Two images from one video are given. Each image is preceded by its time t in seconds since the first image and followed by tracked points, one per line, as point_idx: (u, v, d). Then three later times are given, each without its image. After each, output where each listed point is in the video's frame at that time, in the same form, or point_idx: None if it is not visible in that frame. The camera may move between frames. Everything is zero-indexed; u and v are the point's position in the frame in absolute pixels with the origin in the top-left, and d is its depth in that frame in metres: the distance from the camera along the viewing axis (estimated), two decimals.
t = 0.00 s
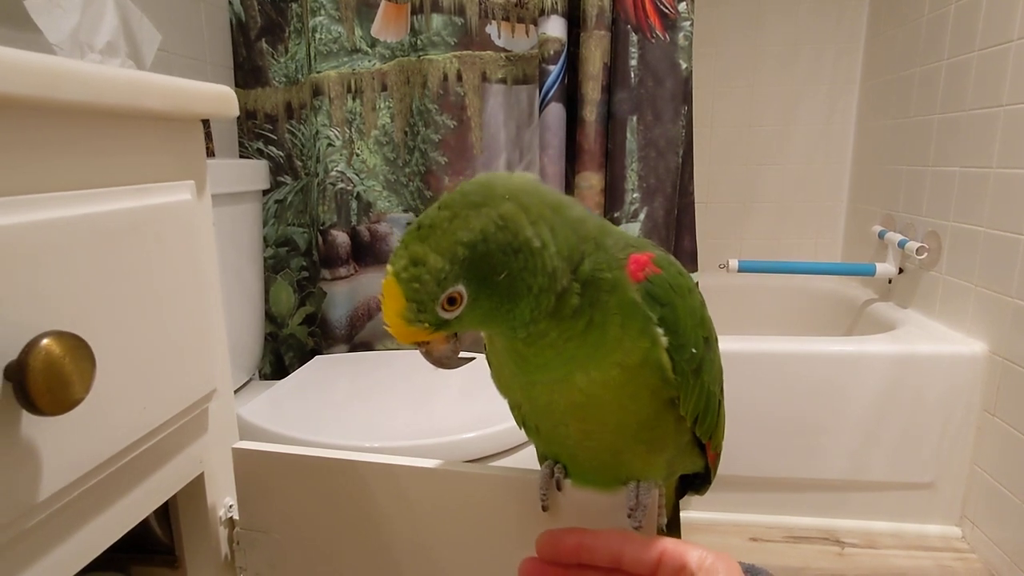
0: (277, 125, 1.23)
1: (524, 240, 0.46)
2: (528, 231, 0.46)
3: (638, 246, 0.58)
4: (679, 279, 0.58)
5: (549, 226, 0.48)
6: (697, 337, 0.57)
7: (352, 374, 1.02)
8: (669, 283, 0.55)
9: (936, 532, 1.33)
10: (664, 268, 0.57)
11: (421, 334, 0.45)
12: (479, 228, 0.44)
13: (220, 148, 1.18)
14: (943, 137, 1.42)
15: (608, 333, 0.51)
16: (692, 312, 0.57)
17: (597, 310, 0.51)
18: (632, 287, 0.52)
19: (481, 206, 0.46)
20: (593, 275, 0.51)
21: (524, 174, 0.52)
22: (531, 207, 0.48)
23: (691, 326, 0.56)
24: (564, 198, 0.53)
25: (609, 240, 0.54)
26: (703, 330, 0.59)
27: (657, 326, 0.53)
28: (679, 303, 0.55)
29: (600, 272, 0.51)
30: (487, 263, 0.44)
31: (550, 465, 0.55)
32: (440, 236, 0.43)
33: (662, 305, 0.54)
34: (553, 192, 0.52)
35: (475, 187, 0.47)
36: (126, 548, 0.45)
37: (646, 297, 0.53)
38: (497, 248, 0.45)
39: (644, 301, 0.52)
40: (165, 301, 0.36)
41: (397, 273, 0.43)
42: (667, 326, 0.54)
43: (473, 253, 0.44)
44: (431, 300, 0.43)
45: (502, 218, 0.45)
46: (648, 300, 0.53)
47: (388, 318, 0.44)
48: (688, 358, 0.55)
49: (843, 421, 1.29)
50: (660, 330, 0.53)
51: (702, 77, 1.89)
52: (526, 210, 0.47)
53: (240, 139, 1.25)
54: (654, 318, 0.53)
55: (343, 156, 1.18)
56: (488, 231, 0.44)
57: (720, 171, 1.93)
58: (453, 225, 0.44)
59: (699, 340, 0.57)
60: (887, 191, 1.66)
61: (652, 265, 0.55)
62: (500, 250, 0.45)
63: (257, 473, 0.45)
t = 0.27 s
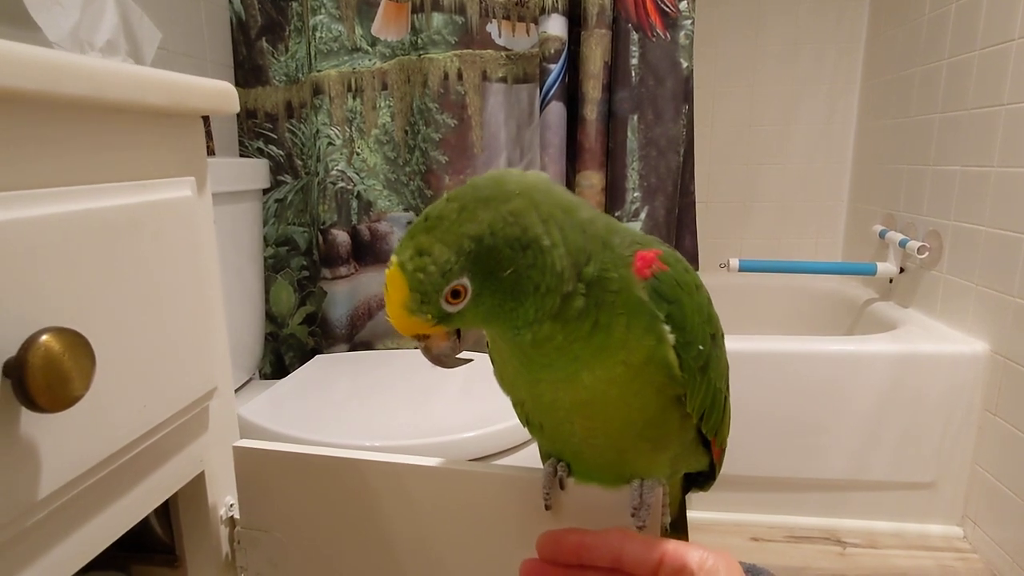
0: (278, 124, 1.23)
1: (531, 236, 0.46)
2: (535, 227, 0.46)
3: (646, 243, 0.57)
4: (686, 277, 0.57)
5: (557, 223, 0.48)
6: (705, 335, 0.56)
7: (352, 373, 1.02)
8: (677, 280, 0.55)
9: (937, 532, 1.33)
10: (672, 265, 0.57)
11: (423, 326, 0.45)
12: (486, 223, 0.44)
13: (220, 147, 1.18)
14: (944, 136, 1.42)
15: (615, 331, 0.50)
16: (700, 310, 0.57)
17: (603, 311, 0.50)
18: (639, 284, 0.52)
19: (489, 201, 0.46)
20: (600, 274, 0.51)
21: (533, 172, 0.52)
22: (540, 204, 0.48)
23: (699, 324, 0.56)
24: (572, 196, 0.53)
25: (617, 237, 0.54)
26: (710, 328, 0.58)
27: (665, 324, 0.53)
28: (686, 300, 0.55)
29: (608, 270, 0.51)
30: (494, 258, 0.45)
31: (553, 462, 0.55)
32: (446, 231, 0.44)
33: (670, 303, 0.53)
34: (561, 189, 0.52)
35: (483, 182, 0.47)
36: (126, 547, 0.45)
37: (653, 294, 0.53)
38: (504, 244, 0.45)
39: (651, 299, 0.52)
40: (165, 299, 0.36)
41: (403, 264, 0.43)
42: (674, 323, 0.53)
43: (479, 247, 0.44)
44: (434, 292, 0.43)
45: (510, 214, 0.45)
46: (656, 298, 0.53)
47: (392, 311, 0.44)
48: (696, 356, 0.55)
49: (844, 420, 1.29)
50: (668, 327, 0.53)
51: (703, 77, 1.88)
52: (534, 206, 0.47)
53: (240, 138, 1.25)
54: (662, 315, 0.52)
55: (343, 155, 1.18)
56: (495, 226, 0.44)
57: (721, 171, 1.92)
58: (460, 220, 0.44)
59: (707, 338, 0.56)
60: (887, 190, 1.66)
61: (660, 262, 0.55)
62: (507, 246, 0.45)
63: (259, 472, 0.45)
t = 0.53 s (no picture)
0: (280, 124, 1.23)
1: (542, 235, 0.46)
2: (546, 227, 0.46)
3: (653, 242, 0.58)
4: (695, 277, 0.58)
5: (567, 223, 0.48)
6: (713, 335, 0.57)
7: (355, 373, 1.02)
8: (685, 279, 0.55)
9: (938, 532, 1.33)
10: (680, 265, 0.57)
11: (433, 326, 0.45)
12: (497, 222, 0.44)
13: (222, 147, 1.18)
14: (945, 136, 1.42)
15: (624, 330, 0.51)
16: (708, 309, 0.57)
17: (614, 310, 0.51)
18: (649, 283, 0.52)
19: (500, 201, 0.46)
20: (610, 273, 0.51)
21: (543, 172, 0.52)
22: (550, 205, 0.48)
23: (707, 323, 0.56)
24: (582, 196, 0.53)
25: (626, 237, 0.54)
26: (718, 328, 0.58)
27: (674, 323, 0.53)
28: (695, 299, 0.55)
29: (618, 270, 0.51)
30: (505, 258, 0.45)
31: (560, 462, 0.55)
32: (458, 230, 0.44)
33: (679, 302, 0.54)
34: (571, 190, 0.52)
35: (493, 182, 0.47)
36: (133, 547, 0.45)
37: (663, 293, 0.53)
38: (515, 244, 0.45)
39: (661, 298, 0.52)
40: (173, 299, 0.36)
41: (414, 263, 0.43)
42: (683, 322, 0.54)
43: (491, 247, 0.44)
44: (446, 291, 0.43)
45: (521, 214, 0.46)
46: (665, 297, 0.53)
47: (403, 310, 0.44)
48: (704, 355, 0.55)
49: (845, 420, 1.29)
50: (677, 326, 0.53)
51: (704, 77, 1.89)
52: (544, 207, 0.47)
53: (241, 139, 1.25)
54: (671, 315, 0.53)
55: (345, 155, 1.18)
56: (506, 226, 0.45)
57: (722, 171, 1.92)
58: (472, 219, 0.44)
59: (714, 337, 0.57)
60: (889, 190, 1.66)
61: (669, 262, 0.55)
62: (519, 246, 0.45)
63: (265, 472, 0.45)
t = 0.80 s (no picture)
0: (281, 125, 1.23)
1: (549, 237, 0.46)
2: (554, 229, 0.46)
3: (660, 243, 0.58)
4: (701, 278, 0.58)
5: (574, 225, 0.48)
6: (719, 336, 0.57)
7: (356, 373, 1.02)
8: (692, 281, 0.55)
9: (940, 532, 1.33)
10: (687, 266, 0.57)
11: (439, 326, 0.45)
12: (505, 224, 0.44)
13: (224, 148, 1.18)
14: (946, 136, 1.42)
15: (631, 331, 0.51)
16: (714, 311, 0.57)
17: (620, 311, 0.51)
18: (656, 284, 0.52)
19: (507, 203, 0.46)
20: (617, 275, 0.51)
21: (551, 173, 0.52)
22: (558, 207, 0.48)
23: (713, 324, 0.56)
24: (589, 197, 0.54)
25: (633, 238, 0.54)
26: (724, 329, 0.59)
27: (681, 324, 0.53)
28: (702, 300, 0.55)
29: (625, 271, 0.51)
30: (513, 259, 0.45)
31: (565, 463, 0.55)
32: (466, 231, 0.44)
33: (686, 303, 0.54)
34: (579, 192, 0.52)
35: (501, 184, 0.47)
36: (137, 547, 0.45)
37: (670, 294, 0.53)
38: (523, 246, 0.45)
39: (668, 299, 0.53)
40: (178, 300, 0.36)
41: (422, 264, 0.43)
42: (690, 324, 0.54)
43: (499, 248, 0.44)
44: (454, 291, 0.43)
45: (529, 216, 0.46)
46: (672, 298, 0.53)
47: (410, 310, 0.44)
48: (711, 355, 0.55)
49: (846, 420, 1.30)
50: (683, 328, 0.53)
51: (704, 78, 1.89)
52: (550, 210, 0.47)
53: (243, 139, 1.25)
54: (678, 316, 0.53)
55: (347, 156, 1.18)
56: (514, 228, 0.45)
57: (722, 171, 1.93)
58: (480, 221, 0.44)
59: (721, 339, 0.57)
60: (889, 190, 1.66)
61: (676, 263, 0.55)
62: (526, 248, 0.45)
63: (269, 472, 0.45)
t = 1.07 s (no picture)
0: (280, 124, 1.23)
1: (548, 236, 0.46)
2: (554, 227, 0.46)
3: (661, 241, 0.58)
4: (703, 277, 0.57)
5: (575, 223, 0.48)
6: (720, 334, 0.57)
7: (356, 373, 1.02)
8: (693, 279, 0.55)
9: (940, 532, 1.33)
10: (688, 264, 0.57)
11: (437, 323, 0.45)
12: (505, 222, 0.44)
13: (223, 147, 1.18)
14: (947, 136, 1.42)
15: (632, 330, 0.51)
16: (716, 309, 0.57)
17: (621, 310, 0.50)
18: (657, 282, 0.52)
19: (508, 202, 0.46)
20: (618, 273, 0.51)
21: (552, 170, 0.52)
22: (559, 205, 0.48)
23: (714, 323, 0.56)
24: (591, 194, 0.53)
25: (634, 236, 0.54)
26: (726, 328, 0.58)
27: (682, 322, 0.53)
28: (703, 298, 0.55)
29: (626, 269, 0.51)
30: (513, 257, 0.45)
31: (565, 463, 0.55)
32: (466, 228, 0.43)
33: (687, 301, 0.53)
34: (580, 190, 0.52)
35: (502, 182, 0.47)
36: (134, 548, 0.45)
37: (671, 292, 0.53)
38: (523, 243, 0.45)
39: (669, 297, 0.52)
40: (178, 299, 0.36)
41: (422, 262, 0.43)
42: (692, 322, 0.54)
43: (499, 246, 0.44)
44: (453, 289, 0.42)
45: (529, 214, 0.45)
46: (673, 296, 0.53)
47: (410, 309, 0.44)
48: (712, 353, 0.55)
49: (847, 420, 1.29)
50: (685, 326, 0.53)
51: (705, 78, 1.89)
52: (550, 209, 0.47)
53: (242, 138, 1.24)
54: (679, 314, 0.53)
55: (346, 155, 1.18)
56: (515, 226, 0.44)
57: (722, 170, 1.92)
58: (481, 218, 0.44)
59: (722, 337, 0.57)
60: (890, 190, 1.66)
61: (677, 261, 0.55)
62: (526, 246, 0.45)
63: (266, 472, 0.45)
